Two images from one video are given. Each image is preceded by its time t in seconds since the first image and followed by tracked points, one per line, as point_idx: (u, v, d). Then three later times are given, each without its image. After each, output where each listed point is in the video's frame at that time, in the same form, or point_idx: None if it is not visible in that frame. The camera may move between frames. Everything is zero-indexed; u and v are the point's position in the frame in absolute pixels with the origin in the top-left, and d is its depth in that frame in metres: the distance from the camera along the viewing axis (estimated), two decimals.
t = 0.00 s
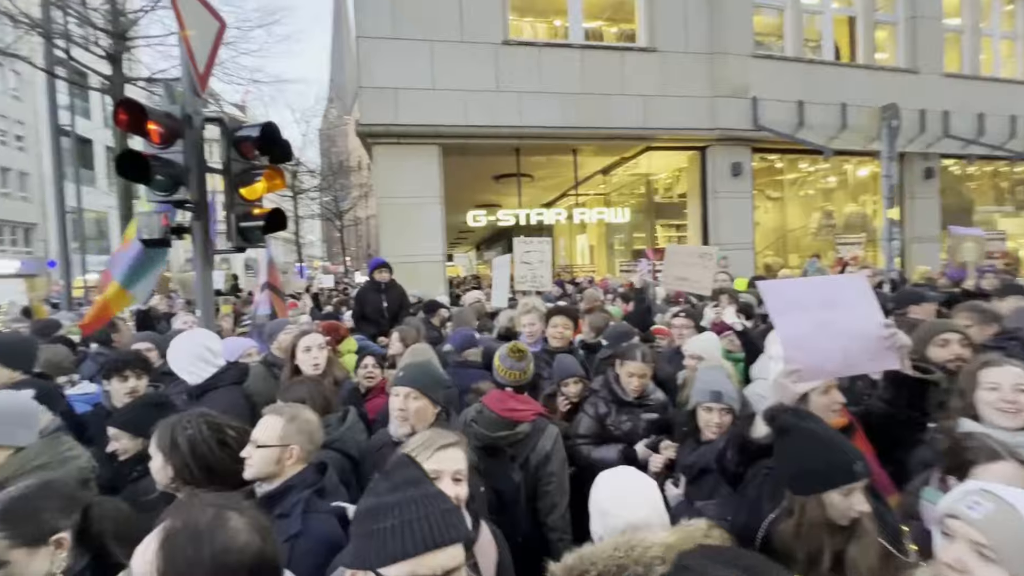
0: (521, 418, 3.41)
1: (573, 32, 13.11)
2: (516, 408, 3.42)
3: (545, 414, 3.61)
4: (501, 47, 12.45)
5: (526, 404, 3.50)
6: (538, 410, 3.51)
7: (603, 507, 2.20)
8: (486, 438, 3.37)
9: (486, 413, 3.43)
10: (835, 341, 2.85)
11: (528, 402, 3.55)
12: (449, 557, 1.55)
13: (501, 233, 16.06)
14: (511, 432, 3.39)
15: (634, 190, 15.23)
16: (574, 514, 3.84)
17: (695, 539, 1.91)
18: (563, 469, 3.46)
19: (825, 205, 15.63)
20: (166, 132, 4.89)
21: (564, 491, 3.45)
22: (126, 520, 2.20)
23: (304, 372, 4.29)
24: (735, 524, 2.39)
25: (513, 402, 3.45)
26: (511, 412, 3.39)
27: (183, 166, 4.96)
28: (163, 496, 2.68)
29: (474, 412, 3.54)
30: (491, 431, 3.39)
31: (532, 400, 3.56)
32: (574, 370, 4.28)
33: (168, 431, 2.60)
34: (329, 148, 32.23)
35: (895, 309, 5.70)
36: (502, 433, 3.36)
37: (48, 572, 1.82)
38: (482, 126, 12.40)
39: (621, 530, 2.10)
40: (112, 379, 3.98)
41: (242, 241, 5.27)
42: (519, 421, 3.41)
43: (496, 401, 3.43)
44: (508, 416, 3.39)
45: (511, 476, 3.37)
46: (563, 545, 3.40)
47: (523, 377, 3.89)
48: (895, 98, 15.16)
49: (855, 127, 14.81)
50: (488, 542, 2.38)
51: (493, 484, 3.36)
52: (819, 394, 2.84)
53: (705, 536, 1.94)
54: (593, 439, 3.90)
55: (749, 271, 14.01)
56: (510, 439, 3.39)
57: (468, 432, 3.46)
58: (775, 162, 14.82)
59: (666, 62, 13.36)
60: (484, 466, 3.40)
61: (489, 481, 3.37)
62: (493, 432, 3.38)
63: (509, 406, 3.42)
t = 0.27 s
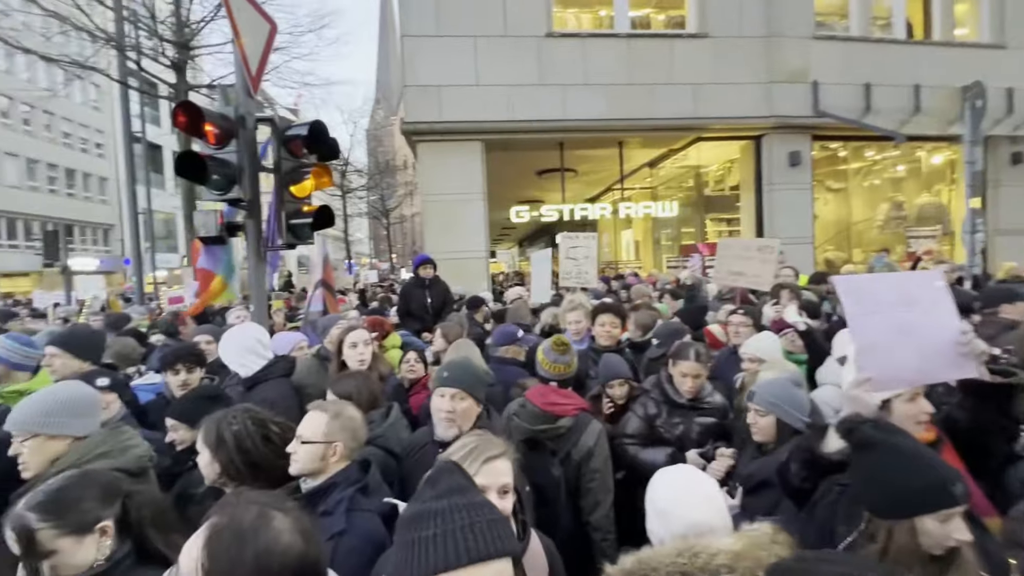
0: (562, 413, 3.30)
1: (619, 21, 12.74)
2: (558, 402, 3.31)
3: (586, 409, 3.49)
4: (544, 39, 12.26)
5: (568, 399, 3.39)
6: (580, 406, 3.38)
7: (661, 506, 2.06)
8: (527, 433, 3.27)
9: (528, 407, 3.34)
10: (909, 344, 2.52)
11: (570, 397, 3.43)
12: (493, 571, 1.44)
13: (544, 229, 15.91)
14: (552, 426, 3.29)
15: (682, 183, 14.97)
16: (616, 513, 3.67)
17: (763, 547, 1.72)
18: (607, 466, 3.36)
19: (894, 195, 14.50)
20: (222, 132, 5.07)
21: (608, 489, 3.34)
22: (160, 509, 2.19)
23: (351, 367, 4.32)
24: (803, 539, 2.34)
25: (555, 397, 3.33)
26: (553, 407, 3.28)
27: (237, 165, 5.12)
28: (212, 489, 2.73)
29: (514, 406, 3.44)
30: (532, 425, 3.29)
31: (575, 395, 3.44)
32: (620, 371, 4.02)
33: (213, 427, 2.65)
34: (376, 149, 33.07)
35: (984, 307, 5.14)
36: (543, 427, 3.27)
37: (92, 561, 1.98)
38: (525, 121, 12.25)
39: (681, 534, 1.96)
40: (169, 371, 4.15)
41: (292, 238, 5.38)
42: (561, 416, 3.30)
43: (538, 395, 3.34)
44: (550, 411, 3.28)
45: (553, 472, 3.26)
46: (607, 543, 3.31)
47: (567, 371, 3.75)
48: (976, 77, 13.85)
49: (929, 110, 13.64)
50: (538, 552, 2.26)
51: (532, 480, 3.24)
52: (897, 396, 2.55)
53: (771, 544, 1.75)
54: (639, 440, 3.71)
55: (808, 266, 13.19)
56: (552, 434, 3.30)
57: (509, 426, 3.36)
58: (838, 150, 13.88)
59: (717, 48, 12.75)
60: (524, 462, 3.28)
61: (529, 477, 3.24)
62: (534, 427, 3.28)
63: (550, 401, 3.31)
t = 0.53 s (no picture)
0: (601, 410, 3.17)
1: (661, 9, 12.30)
2: (597, 399, 3.18)
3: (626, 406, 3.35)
4: (584, 31, 12.00)
5: (608, 395, 3.24)
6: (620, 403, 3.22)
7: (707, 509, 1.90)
8: (566, 431, 3.16)
9: (566, 404, 3.23)
10: (1001, 354, 1.93)
11: (610, 394, 3.28)
12: None
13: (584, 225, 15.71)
14: (592, 423, 3.17)
15: (729, 176, 14.57)
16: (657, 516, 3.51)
17: (819, 557, 1.59)
18: (648, 464, 3.21)
19: (966, 185, 13.39)
20: (264, 132, 5.19)
21: (649, 489, 3.21)
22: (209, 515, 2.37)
23: (387, 363, 4.32)
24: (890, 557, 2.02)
25: (594, 393, 3.19)
26: (592, 404, 3.15)
27: (279, 164, 5.24)
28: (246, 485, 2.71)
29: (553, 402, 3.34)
30: (570, 421, 3.17)
31: (615, 392, 3.29)
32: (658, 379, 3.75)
33: (258, 418, 2.66)
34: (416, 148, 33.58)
35: None
36: (581, 424, 3.15)
37: (136, 559, 1.99)
38: (564, 115, 12.05)
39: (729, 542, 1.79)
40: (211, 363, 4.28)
41: (331, 236, 5.45)
42: (600, 413, 3.16)
43: (576, 392, 3.22)
44: (590, 407, 3.15)
45: (592, 469, 3.15)
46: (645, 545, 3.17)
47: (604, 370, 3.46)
48: None
49: (1007, 91, 12.49)
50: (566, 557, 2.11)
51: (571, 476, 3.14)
52: (982, 411, 1.98)
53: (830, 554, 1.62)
54: (686, 443, 3.50)
55: (867, 262, 12.38)
56: (591, 431, 3.18)
57: (547, 423, 3.26)
58: (901, 138, 12.93)
59: (767, 32, 12.10)
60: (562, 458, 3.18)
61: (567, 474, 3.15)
62: (573, 423, 3.16)
63: (589, 398, 3.17)
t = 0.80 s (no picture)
0: (622, 412, 3.01)
1: None
2: (617, 401, 3.01)
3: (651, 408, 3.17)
4: (622, 21, 11.67)
5: (630, 397, 3.06)
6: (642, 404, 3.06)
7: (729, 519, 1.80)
8: (586, 432, 3.03)
9: (586, 405, 3.07)
10: None
11: (632, 395, 3.10)
12: None
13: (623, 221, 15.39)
14: (612, 426, 3.02)
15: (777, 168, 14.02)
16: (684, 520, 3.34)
17: None
18: (671, 468, 3.07)
19: None
20: (300, 131, 5.28)
21: (672, 492, 3.06)
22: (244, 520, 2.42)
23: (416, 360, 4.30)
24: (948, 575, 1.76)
25: (614, 394, 3.04)
26: (611, 406, 2.98)
27: (315, 162, 5.33)
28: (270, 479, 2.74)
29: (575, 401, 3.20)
30: (590, 423, 3.03)
31: (637, 393, 3.10)
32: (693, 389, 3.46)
33: (294, 411, 2.68)
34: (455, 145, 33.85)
35: None
36: (602, 426, 3.00)
37: (168, 557, 2.02)
38: (601, 108, 11.78)
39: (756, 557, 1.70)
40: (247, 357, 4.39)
41: (365, 232, 5.49)
42: (621, 415, 3.00)
43: (595, 393, 3.05)
44: (610, 409, 2.99)
45: (613, 472, 3.02)
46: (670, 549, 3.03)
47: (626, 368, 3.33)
48: None
49: None
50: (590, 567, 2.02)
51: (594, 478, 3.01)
52: None
53: None
54: (728, 448, 3.29)
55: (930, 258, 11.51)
56: (611, 434, 3.03)
57: (568, 424, 3.14)
58: (972, 122, 11.91)
59: (820, 14, 11.39)
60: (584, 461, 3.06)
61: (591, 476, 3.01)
62: (594, 426, 3.02)
63: (609, 399, 3.01)
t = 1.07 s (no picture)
0: (654, 409, 2.88)
1: None
2: (649, 397, 2.89)
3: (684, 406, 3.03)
4: (663, 10, 11.30)
5: (663, 394, 2.94)
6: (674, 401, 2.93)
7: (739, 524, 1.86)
8: (617, 431, 2.91)
9: (617, 402, 2.95)
10: None
11: (665, 392, 2.97)
12: None
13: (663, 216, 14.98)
14: (645, 424, 2.90)
15: (830, 159, 13.46)
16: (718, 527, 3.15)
17: None
18: (705, 466, 2.92)
19: None
20: (336, 130, 5.37)
21: (706, 492, 2.92)
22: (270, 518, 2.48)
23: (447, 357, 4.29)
24: None
25: (646, 391, 2.90)
26: (643, 403, 2.87)
27: (350, 161, 5.41)
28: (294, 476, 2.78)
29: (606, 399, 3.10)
30: (620, 420, 2.91)
31: (670, 390, 2.97)
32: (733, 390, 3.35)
33: (314, 409, 2.71)
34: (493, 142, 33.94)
35: None
36: (634, 424, 2.88)
37: (189, 545, 2.05)
38: (640, 100, 11.47)
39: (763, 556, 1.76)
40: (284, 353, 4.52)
41: (400, 229, 5.53)
42: (654, 412, 2.88)
43: (627, 389, 2.93)
44: (642, 406, 2.87)
45: (646, 472, 2.89)
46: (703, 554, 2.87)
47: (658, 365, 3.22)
48: None
49: None
50: None
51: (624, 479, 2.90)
52: None
53: None
54: (769, 455, 3.07)
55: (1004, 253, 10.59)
56: (644, 431, 2.91)
57: (598, 421, 3.03)
58: None
59: None
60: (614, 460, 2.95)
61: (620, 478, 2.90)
62: (625, 424, 2.90)
63: (641, 396, 2.89)
